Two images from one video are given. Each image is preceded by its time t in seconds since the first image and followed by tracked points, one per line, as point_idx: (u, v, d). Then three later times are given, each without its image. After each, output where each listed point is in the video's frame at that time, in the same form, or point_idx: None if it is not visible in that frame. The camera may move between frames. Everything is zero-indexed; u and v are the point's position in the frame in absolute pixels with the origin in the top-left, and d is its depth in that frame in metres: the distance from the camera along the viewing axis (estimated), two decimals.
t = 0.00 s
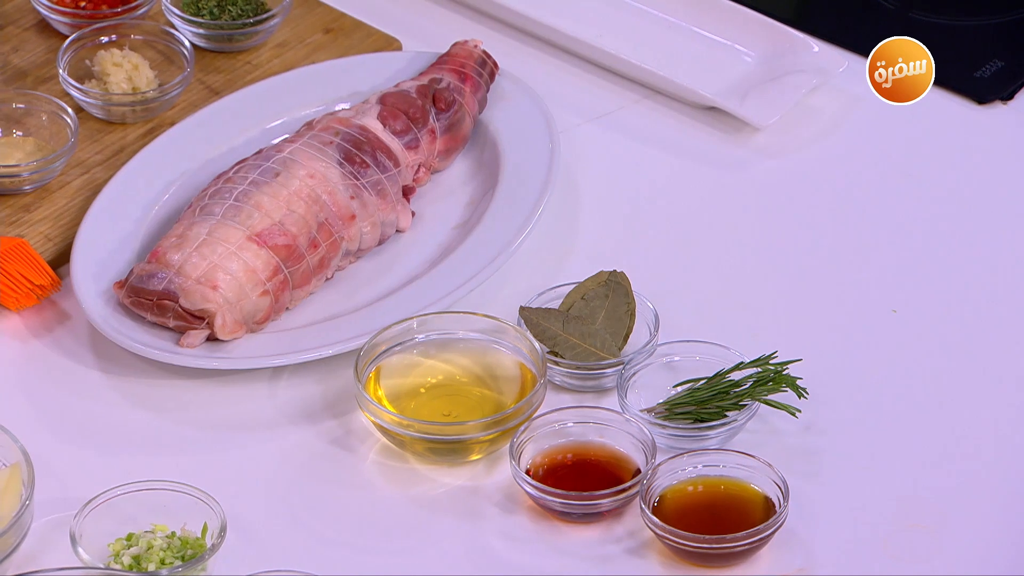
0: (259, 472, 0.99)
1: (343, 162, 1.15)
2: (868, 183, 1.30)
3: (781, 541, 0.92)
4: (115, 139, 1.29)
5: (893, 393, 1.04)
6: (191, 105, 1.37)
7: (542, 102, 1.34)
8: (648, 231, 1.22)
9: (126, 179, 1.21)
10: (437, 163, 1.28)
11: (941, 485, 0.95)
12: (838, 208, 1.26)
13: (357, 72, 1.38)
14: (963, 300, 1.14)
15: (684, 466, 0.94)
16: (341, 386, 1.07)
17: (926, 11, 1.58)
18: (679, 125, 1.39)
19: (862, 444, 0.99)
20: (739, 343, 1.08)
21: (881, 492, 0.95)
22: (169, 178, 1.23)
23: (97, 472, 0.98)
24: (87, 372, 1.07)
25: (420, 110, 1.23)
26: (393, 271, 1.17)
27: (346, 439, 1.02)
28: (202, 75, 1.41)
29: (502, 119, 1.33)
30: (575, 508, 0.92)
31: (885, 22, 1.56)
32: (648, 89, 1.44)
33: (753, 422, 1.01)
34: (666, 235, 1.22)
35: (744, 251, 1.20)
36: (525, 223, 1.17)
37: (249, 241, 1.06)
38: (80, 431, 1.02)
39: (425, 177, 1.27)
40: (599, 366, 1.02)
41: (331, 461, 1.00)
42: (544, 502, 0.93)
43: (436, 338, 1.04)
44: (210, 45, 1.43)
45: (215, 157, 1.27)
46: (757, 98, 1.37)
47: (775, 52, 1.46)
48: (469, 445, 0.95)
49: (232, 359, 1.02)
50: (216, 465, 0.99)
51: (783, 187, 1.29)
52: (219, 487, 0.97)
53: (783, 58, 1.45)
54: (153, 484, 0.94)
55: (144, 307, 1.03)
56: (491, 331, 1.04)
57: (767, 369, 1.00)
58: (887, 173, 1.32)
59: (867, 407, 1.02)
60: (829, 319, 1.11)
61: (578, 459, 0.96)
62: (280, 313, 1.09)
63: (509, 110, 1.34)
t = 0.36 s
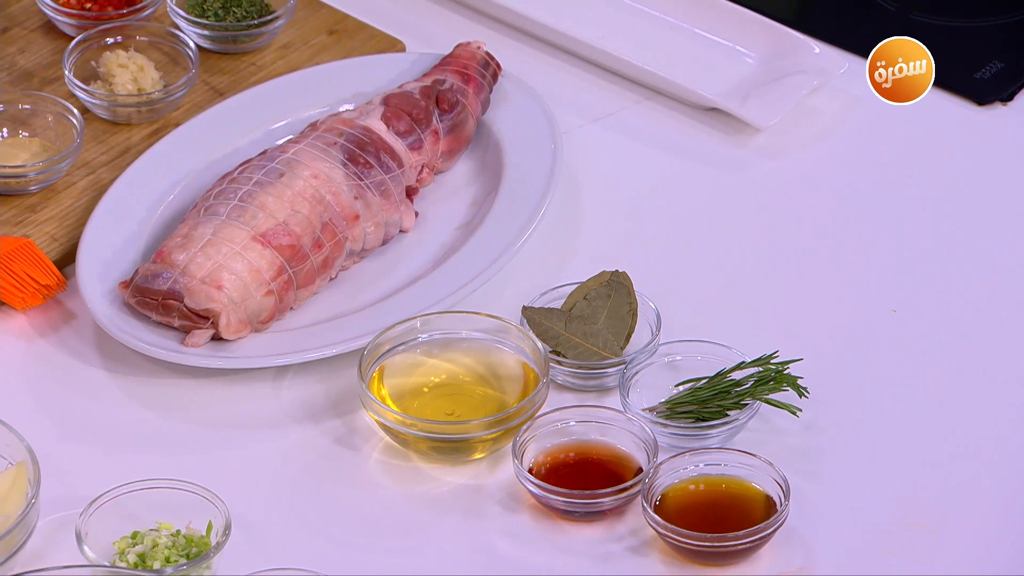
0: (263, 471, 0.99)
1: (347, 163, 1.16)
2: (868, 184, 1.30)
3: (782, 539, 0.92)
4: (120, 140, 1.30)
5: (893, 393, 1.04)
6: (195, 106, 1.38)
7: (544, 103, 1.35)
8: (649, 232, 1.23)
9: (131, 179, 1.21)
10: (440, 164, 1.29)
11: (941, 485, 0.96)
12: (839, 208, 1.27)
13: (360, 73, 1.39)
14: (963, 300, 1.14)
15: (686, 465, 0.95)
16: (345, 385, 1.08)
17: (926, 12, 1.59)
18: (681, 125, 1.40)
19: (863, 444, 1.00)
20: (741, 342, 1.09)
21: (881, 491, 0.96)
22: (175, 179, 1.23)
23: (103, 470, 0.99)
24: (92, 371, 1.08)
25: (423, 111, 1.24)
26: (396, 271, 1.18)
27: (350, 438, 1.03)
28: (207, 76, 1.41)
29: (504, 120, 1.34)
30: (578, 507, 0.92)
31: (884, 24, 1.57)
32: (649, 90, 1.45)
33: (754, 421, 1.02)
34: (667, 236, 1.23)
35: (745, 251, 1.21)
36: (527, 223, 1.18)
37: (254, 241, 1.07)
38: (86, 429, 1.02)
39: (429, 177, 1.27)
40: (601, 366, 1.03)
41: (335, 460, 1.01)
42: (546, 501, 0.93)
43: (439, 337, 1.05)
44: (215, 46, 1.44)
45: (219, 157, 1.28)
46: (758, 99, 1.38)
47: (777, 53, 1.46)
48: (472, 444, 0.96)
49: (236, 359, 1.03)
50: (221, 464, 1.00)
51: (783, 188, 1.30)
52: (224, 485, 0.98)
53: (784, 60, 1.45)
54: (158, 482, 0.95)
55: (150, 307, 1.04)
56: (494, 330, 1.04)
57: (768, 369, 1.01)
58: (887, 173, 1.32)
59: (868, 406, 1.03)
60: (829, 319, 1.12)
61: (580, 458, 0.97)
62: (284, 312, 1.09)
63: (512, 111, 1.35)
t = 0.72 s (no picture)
0: (268, 470, 1.00)
1: (351, 164, 1.16)
2: (868, 185, 1.31)
3: (783, 538, 0.93)
4: (126, 141, 1.31)
5: (894, 393, 1.05)
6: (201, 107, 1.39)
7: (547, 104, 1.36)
8: (651, 232, 1.24)
9: (136, 180, 1.22)
10: (443, 165, 1.30)
11: (941, 484, 0.97)
12: (840, 209, 1.27)
13: (364, 74, 1.40)
14: (964, 300, 1.15)
15: (688, 464, 0.95)
16: (349, 384, 1.08)
17: (926, 14, 1.59)
18: (683, 127, 1.40)
19: (863, 443, 1.00)
20: (743, 342, 1.10)
21: (881, 490, 0.96)
22: (180, 180, 1.24)
23: (110, 468, 1.00)
24: (98, 370, 1.09)
25: (427, 112, 1.25)
26: (400, 271, 1.19)
27: (354, 437, 1.03)
28: (212, 78, 1.42)
29: (507, 121, 1.35)
30: (580, 505, 0.93)
31: (885, 25, 1.58)
32: (651, 91, 1.46)
33: (755, 420, 1.03)
34: (669, 236, 1.23)
35: (747, 251, 1.21)
36: (530, 223, 1.19)
37: (259, 241, 1.08)
38: (92, 428, 1.03)
39: (432, 178, 1.28)
40: (604, 365, 1.03)
41: (339, 459, 1.01)
42: (549, 499, 0.94)
43: (443, 337, 1.05)
44: (220, 47, 1.45)
45: (224, 158, 1.28)
46: (759, 100, 1.38)
47: (779, 55, 1.47)
48: (475, 443, 0.97)
49: (242, 358, 1.03)
50: (226, 462, 1.00)
51: (784, 188, 1.30)
52: (229, 484, 0.99)
53: (786, 61, 1.46)
54: (163, 481, 0.95)
55: (156, 307, 1.05)
56: (497, 330, 1.05)
57: (770, 368, 1.01)
58: (888, 174, 1.33)
59: (868, 405, 1.04)
60: (830, 319, 1.13)
61: (583, 457, 0.98)
62: (289, 312, 1.10)
63: (515, 112, 1.36)
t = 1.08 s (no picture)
0: (273, 468, 1.01)
1: (355, 164, 1.17)
2: (869, 185, 1.32)
3: (784, 536, 0.94)
4: (131, 142, 1.32)
5: (895, 392, 1.06)
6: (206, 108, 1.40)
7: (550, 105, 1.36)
8: (653, 232, 1.24)
9: (142, 180, 1.23)
10: (447, 165, 1.30)
11: (941, 483, 0.97)
12: (841, 209, 1.28)
13: (368, 75, 1.40)
14: (964, 301, 1.16)
15: (689, 462, 0.96)
16: (353, 383, 1.09)
17: (927, 15, 1.60)
18: (684, 127, 1.41)
19: (864, 442, 1.01)
20: (744, 341, 1.11)
21: (881, 489, 0.97)
22: (185, 180, 1.25)
23: (116, 466, 1.00)
24: (104, 369, 1.09)
25: (430, 113, 1.26)
26: (403, 270, 1.19)
27: (358, 435, 1.04)
28: (217, 79, 1.43)
29: (510, 121, 1.36)
30: (582, 503, 0.94)
31: (886, 27, 1.58)
32: (653, 92, 1.46)
33: (756, 419, 1.03)
34: (671, 236, 1.24)
35: (749, 251, 1.22)
36: (533, 224, 1.19)
37: (264, 241, 1.09)
38: (97, 427, 1.04)
39: (436, 179, 1.29)
40: (606, 364, 1.04)
41: (343, 457, 1.02)
42: (552, 498, 0.95)
43: (446, 336, 1.06)
44: (225, 49, 1.46)
45: (229, 158, 1.29)
46: (761, 100, 1.39)
47: (780, 56, 1.48)
48: (478, 441, 0.97)
49: (246, 357, 1.04)
50: (231, 461, 1.01)
51: (785, 189, 1.31)
52: (234, 482, 0.99)
53: (787, 62, 1.47)
54: (168, 479, 0.96)
55: (161, 306, 1.06)
56: (500, 330, 1.06)
57: (771, 367, 1.02)
58: (888, 175, 1.34)
59: (869, 405, 1.04)
60: (831, 319, 1.13)
61: (585, 455, 0.98)
62: (293, 311, 1.11)
63: (518, 113, 1.36)
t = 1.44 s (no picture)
0: (278, 466, 1.01)
1: (360, 165, 1.18)
2: (870, 186, 1.33)
3: (786, 534, 0.95)
4: (137, 142, 1.33)
5: (895, 392, 1.06)
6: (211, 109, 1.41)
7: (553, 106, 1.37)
8: (655, 232, 1.25)
9: (147, 180, 1.24)
10: (451, 166, 1.31)
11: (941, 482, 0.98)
12: (842, 210, 1.29)
13: (372, 76, 1.41)
14: (964, 301, 1.16)
15: (692, 461, 0.97)
16: (357, 383, 1.10)
17: (928, 17, 1.61)
18: (686, 128, 1.42)
19: (865, 441, 1.02)
20: (747, 341, 1.11)
21: (882, 488, 0.98)
22: (190, 180, 1.26)
23: (122, 464, 1.01)
24: (110, 368, 1.10)
25: (434, 114, 1.26)
26: (407, 270, 1.20)
27: (363, 434, 1.05)
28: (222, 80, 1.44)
29: (513, 122, 1.36)
30: (586, 502, 0.94)
31: (888, 28, 1.59)
32: (655, 93, 1.47)
33: (759, 419, 1.04)
34: (673, 237, 1.25)
35: (750, 252, 1.23)
36: (536, 224, 1.20)
37: (269, 241, 1.09)
38: (104, 425, 1.05)
39: (440, 179, 1.29)
40: (609, 364, 1.05)
41: (348, 456, 1.03)
42: (555, 496, 0.95)
43: (450, 336, 1.07)
44: (231, 50, 1.47)
45: (234, 158, 1.30)
46: (762, 101, 1.40)
47: (782, 57, 1.48)
48: (482, 440, 0.98)
49: (252, 356, 1.05)
50: (236, 459, 1.02)
51: (787, 189, 1.32)
52: (239, 480, 1.00)
53: (788, 63, 1.47)
54: (174, 477, 0.97)
55: (167, 306, 1.07)
56: (504, 329, 1.06)
57: (772, 366, 1.03)
58: (889, 176, 1.34)
59: (870, 404, 1.05)
60: (833, 319, 1.14)
61: (589, 454, 0.99)
62: (299, 311, 1.12)
63: (521, 113, 1.37)
